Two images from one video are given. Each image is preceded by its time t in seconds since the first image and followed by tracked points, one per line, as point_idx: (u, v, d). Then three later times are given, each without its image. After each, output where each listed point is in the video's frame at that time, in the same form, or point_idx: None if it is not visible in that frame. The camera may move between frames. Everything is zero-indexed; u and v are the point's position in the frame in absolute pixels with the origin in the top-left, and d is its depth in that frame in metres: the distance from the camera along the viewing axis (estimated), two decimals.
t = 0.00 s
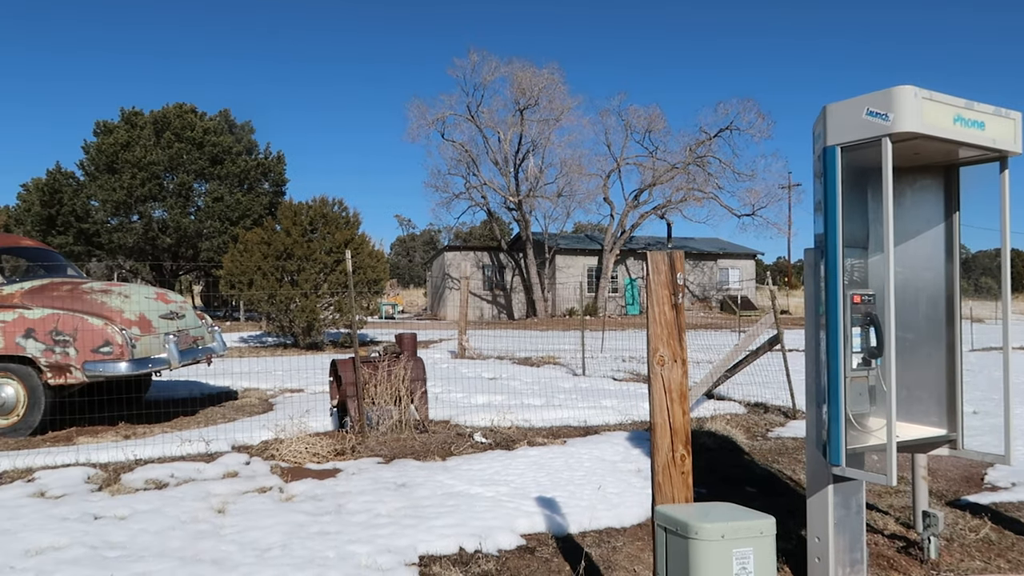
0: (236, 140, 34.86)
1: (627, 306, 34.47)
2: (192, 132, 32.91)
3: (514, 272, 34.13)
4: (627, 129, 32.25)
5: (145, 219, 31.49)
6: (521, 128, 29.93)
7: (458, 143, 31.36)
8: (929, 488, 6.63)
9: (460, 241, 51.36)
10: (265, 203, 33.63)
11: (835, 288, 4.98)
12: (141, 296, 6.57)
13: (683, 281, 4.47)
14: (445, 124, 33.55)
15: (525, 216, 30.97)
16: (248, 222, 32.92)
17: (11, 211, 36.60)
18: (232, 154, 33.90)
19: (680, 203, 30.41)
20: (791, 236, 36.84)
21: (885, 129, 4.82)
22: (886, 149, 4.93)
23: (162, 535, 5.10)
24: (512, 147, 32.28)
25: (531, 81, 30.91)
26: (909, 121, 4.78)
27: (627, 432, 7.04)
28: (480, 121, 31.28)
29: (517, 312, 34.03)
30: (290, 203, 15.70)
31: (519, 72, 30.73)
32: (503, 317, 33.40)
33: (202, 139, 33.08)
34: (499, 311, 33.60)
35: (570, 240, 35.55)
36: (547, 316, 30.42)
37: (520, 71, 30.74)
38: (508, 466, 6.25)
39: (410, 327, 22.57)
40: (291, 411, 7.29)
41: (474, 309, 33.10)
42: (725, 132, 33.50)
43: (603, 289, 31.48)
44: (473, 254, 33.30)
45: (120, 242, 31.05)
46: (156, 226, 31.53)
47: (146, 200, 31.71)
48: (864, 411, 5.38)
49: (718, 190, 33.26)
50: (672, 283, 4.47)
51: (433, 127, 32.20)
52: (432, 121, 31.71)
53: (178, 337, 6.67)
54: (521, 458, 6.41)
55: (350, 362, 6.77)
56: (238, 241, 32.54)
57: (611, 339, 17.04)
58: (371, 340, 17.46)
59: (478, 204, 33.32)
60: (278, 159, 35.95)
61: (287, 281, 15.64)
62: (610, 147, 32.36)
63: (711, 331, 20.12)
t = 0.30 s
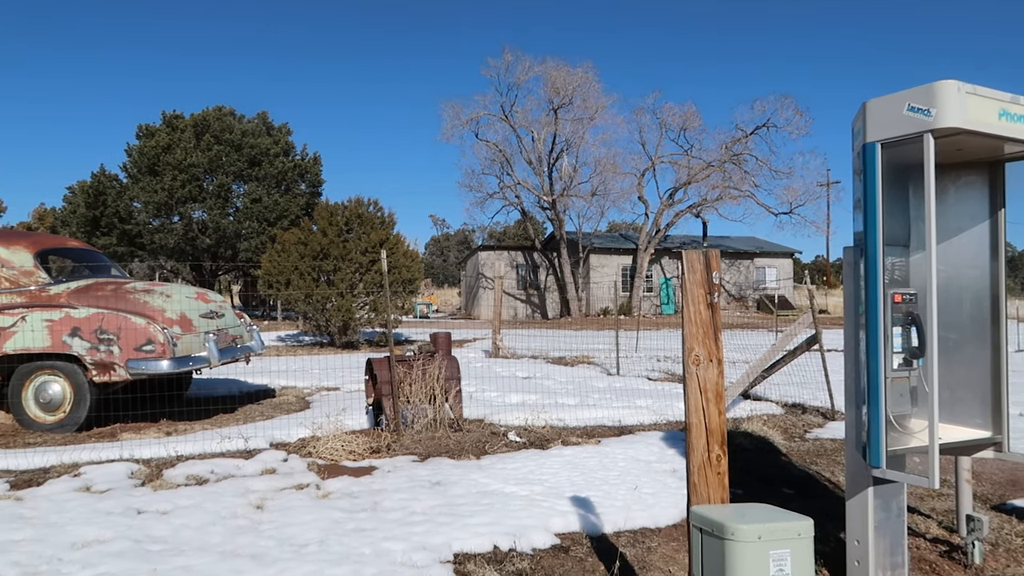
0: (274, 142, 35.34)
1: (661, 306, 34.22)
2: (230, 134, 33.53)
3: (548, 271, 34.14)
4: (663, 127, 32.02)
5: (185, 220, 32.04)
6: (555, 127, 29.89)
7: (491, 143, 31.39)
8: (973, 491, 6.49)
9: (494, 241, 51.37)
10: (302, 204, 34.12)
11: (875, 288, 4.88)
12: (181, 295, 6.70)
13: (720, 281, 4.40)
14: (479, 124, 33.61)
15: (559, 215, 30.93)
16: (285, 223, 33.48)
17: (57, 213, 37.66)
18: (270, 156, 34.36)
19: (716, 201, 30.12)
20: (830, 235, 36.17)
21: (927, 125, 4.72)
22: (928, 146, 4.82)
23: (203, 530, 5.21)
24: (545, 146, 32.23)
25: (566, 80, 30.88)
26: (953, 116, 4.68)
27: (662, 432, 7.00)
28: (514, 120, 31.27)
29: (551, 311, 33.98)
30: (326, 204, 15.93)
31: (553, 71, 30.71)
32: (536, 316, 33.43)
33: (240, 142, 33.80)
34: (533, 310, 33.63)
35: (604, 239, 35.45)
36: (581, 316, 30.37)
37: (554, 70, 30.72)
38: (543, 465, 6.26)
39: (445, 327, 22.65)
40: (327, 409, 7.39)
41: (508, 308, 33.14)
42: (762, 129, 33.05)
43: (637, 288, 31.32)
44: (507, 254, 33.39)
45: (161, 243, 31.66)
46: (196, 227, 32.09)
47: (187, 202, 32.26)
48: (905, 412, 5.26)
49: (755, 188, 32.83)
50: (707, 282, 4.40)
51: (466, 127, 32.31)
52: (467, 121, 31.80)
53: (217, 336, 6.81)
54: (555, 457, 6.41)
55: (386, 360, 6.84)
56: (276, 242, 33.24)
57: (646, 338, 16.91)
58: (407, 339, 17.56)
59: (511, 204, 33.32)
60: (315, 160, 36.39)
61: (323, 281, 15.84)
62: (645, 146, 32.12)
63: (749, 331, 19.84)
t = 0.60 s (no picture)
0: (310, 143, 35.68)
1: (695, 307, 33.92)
2: (267, 136, 34.24)
3: (581, 272, 34.05)
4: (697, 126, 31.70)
5: (223, 221, 32.48)
6: (588, 127, 29.77)
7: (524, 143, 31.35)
8: (1020, 500, 6.31)
9: (526, 241, 51.30)
10: (337, 205, 34.30)
11: (917, 289, 4.74)
12: (220, 295, 6.81)
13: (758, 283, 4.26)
14: (512, 124, 33.55)
15: (592, 215, 30.81)
16: (320, 223, 33.70)
17: (99, 214, 38.55)
18: (306, 156, 34.65)
19: (752, 201, 29.75)
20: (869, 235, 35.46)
21: (972, 124, 4.58)
22: (973, 145, 4.67)
23: (242, 527, 5.28)
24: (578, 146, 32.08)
25: (599, 79, 30.74)
26: (999, 116, 4.54)
27: (697, 435, 6.94)
28: (546, 120, 31.16)
29: (585, 312, 33.82)
30: (361, 205, 16.07)
31: (586, 71, 30.60)
32: (569, 317, 33.37)
33: (277, 143, 34.18)
34: (566, 311, 33.58)
35: (637, 239, 35.23)
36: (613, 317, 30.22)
37: (588, 70, 30.60)
38: (576, 466, 6.24)
39: (479, 327, 22.66)
40: (362, 409, 7.44)
41: (541, 308, 33.18)
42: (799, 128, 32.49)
43: (671, 289, 31.10)
44: (540, 254, 33.38)
45: (199, 243, 32.19)
46: (233, 227, 32.50)
47: (225, 202, 32.72)
48: (948, 418, 5.10)
49: (791, 188, 32.34)
50: (746, 284, 4.26)
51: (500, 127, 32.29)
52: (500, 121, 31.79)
53: (254, 335, 6.91)
54: (589, 459, 6.39)
55: (420, 361, 6.87)
56: (311, 242, 33.46)
57: (680, 340, 16.75)
58: (441, 339, 17.60)
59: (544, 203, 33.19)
60: (349, 161, 36.71)
61: (357, 281, 15.97)
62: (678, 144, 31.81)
63: (787, 334, 19.54)
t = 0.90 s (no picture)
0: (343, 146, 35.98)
1: (727, 310, 33.59)
2: (301, 139, 34.39)
3: (612, 275, 33.90)
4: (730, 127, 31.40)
5: (258, 223, 32.89)
6: (620, 129, 29.64)
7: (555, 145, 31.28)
8: None
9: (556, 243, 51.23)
10: (369, 207, 34.51)
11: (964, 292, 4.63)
12: (257, 296, 6.90)
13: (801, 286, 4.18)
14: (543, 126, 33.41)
15: (624, 217, 30.71)
16: (353, 225, 33.87)
17: (138, 216, 39.36)
18: (339, 159, 34.90)
19: (787, 203, 29.41)
20: (906, 238, 34.75)
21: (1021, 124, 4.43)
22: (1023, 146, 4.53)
23: (279, 525, 5.34)
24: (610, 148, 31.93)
25: (632, 80, 30.60)
26: None
27: (732, 439, 6.86)
28: (578, 122, 31.02)
29: (616, 314, 33.74)
30: (393, 207, 16.17)
31: (618, 73, 30.48)
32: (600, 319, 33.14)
33: (311, 146, 34.38)
34: (597, 313, 33.38)
35: (669, 242, 35.00)
36: (644, 319, 30.04)
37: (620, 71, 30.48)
38: (610, 470, 6.21)
39: (510, 329, 22.65)
40: (395, 410, 7.48)
41: (572, 311, 33.14)
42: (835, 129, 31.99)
43: (704, 292, 30.84)
44: (571, 256, 33.29)
45: (235, 244, 32.67)
46: (268, 229, 32.86)
47: (260, 204, 33.15)
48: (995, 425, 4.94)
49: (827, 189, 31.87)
50: (787, 288, 4.19)
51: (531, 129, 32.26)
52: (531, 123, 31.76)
53: (290, 335, 6.99)
54: (623, 463, 6.35)
55: (454, 362, 6.88)
56: (344, 243, 33.63)
57: (713, 343, 16.61)
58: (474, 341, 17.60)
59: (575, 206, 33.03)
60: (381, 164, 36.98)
61: (390, 282, 16.10)
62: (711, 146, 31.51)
63: (824, 338, 19.24)
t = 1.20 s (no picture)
0: (372, 148, 36.14)
1: (756, 314, 33.34)
2: (331, 142, 34.54)
3: (639, 277, 33.80)
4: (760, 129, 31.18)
5: (288, 225, 33.12)
6: (648, 131, 29.54)
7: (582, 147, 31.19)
8: None
9: (583, 246, 51.11)
10: (398, 209, 34.57)
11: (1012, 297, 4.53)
12: (290, 298, 6.95)
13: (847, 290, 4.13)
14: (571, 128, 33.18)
15: (652, 220, 30.62)
16: (381, 227, 33.84)
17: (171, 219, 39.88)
18: (368, 161, 35.02)
19: (818, 206, 29.15)
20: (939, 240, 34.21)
21: None
22: None
23: (315, 526, 5.38)
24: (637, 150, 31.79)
25: (660, 82, 30.49)
26: None
27: (767, 445, 6.81)
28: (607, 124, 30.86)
29: (643, 317, 33.68)
30: (423, 210, 16.42)
31: (646, 75, 30.39)
32: (627, 322, 33.35)
33: (340, 149, 34.61)
34: (624, 316, 33.53)
35: (699, 245, 34.75)
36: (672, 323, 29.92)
37: (649, 72, 30.39)
38: (645, 475, 6.19)
39: (540, 332, 22.66)
40: (427, 412, 7.51)
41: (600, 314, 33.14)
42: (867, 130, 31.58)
43: (734, 296, 30.61)
44: (599, 259, 33.18)
45: (265, 247, 32.94)
46: (298, 231, 33.06)
47: (290, 207, 33.41)
48: None
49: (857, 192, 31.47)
50: (833, 293, 4.14)
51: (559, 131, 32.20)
52: (559, 126, 31.72)
53: (323, 337, 7.04)
54: (657, 467, 6.33)
55: (486, 365, 6.90)
56: (373, 246, 33.58)
57: (744, 347, 16.50)
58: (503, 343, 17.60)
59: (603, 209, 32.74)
60: (410, 167, 37.14)
61: (418, 285, 16.20)
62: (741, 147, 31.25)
63: (860, 342, 19.03)
